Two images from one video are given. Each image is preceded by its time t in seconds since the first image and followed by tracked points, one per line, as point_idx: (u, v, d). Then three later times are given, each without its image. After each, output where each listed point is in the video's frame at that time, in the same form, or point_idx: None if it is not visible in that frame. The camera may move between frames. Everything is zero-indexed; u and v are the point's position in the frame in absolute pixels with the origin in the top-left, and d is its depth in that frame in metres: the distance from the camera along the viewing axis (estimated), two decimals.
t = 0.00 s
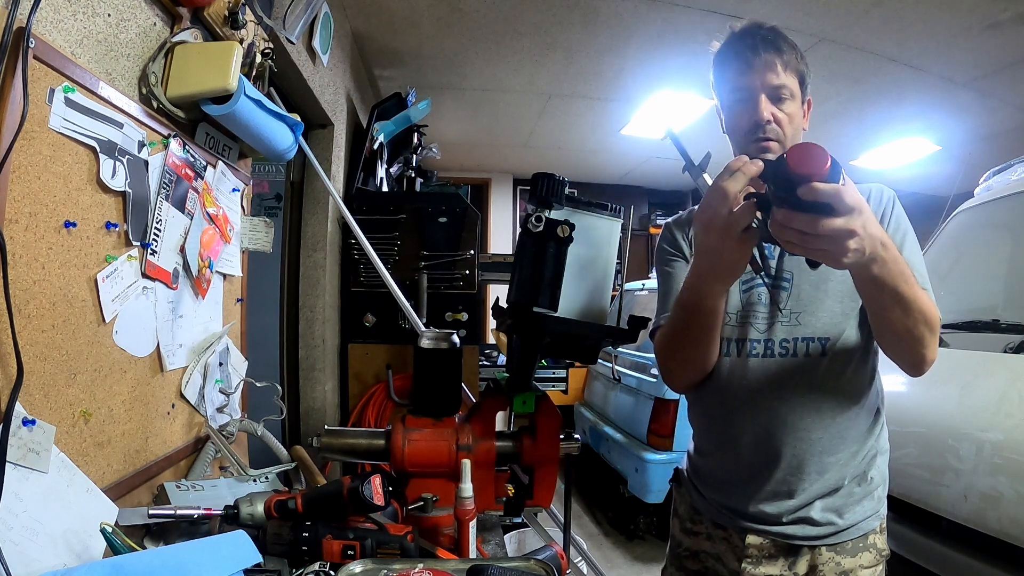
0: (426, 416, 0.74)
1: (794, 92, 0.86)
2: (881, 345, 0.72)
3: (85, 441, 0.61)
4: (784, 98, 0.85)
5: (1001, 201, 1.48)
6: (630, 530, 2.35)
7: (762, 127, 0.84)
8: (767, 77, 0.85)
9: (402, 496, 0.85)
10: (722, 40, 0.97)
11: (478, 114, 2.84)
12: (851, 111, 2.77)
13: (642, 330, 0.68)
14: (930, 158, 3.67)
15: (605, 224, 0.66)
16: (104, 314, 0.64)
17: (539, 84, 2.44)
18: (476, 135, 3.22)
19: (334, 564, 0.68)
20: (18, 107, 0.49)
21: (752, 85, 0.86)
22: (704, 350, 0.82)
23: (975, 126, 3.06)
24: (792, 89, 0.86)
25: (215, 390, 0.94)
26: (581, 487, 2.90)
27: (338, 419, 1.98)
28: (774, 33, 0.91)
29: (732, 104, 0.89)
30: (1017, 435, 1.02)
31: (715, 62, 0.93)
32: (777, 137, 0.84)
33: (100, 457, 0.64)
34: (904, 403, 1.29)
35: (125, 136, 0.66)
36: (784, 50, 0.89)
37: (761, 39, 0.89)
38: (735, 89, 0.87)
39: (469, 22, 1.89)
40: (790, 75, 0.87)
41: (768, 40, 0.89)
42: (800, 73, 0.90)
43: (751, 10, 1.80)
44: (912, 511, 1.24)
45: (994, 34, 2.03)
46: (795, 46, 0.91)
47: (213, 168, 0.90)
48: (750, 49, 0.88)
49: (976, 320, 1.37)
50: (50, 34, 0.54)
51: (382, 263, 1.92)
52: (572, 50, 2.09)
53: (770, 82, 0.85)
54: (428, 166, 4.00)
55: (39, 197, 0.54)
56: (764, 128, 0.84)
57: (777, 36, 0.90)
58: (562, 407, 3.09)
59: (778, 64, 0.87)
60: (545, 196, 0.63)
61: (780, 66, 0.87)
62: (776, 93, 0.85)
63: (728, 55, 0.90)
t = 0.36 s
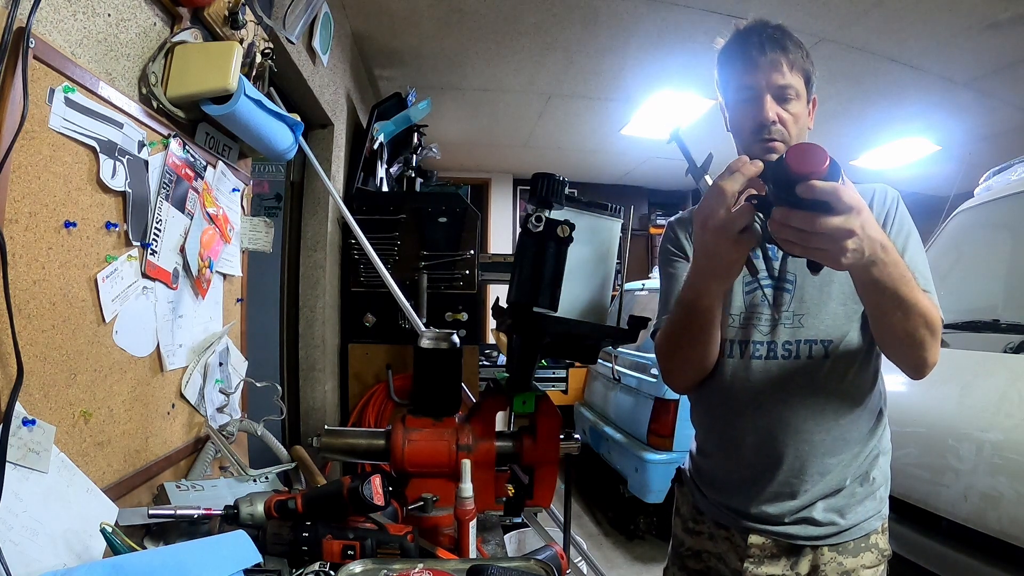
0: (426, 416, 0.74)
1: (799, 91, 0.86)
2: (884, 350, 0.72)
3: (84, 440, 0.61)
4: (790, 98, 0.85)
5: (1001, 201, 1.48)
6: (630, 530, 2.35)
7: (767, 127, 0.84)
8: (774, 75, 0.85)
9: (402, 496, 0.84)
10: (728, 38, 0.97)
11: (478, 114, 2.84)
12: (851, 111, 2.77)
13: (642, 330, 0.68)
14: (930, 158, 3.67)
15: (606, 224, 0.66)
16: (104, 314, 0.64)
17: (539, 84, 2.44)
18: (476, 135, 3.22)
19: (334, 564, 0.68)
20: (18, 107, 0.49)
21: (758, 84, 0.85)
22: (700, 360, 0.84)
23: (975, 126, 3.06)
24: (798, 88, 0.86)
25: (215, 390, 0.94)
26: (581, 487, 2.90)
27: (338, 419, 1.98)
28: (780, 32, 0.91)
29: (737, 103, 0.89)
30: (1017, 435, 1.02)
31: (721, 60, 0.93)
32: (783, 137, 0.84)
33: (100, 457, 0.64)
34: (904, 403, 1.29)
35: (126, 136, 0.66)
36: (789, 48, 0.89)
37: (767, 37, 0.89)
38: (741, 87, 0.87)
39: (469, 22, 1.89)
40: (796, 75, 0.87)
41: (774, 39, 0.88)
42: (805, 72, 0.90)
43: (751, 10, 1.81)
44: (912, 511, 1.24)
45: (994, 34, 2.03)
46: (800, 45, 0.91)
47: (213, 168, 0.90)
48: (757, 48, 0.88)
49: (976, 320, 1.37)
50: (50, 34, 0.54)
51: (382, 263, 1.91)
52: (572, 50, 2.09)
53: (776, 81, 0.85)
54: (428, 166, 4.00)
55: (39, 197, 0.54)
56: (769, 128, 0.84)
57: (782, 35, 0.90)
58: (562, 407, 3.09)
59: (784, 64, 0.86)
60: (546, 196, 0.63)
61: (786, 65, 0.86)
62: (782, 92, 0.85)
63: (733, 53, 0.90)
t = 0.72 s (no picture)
0: (426, 416, 0.74)
1: (797, 93, 0.87)
2: (890, 341, 0.73)
3: (84, 440, 0.61)
4: (787, 100, 0.85)
5: (1002, 201, 1.48)
6: (630, 530, 2.35)
7: (767, 131, 0.84)
8: (770, 79, 0.85)
9: (402, 496, 0.84)
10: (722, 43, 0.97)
11: (479, 114, 2.84)
12: (851, 111, 2.77)
13: (642, 330, 0.68)
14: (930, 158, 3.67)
15: (605, 224, 0.66)
16: (104, 314, 0.64)
17: (539, 84, 2.44)
18: (476, 135, 3.22)
19: (334, 564, 0.68)
20: (18, 107, 0.49)
21: (757, 87, 0.85)
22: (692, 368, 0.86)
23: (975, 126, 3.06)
24: (796, 90, 0.86)
25: (215, 390, 0.94)
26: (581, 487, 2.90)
27: (338, 419, 1.98)
28: (776, 34, 0.91)
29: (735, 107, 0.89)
30: (1017, 435, 1.02)
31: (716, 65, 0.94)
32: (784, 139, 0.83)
33: (99, 457, 0.64)
34: (904, 403, 1.29)
35: (125, 136, 0.66)
36: (785, 50, 0.89)
37: (762, 39, 0.89)
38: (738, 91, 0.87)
39: (469, 21, 1.89)
40: (793, 76, 0.87)
41: (770, 41, 0.89)
42: (802, 73, 0.90)
43: (751, 10, 1.81)
44: (912, 511, 1.24)
45: (994, 34, 2.03)
46: (796, 47, 0.91)
47: (213, 168, 0.90)
48: (752, 51, 0.88)
49: (976, 319, 1.37)
50: (50, 34, 0.54)
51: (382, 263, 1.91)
52: (572, 50, 2.09)
53: (773, 84, 0.85)
54: (428, 166, 4.00)
55: (39, 197, 0.54)
56: (769, 131, 0.84)
57: (777, 37, 0.90)
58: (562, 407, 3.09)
59: (781, 66, 0.87)
60: (546, 196, 0.62)
61: (782, 67, 0.87)
62: (780, 95, 0.85)
63: (730, 56, 0.90)
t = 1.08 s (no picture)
0: (426, 416, 0.74)
1: (790, 94, 0.87)
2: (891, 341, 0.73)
3: (84, 440, 0.61)
4: (780, 104, 0.86)
5: (1002, 201, 1.48)
6: (630, 530, 2.35)
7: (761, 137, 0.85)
8: (761, 85, 0.86)
9: (403, 495, 0.84)
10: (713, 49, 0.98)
11: (479, 114, 2.84)
12: (851, 111, 2.78)
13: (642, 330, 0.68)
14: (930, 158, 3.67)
15: (606, 224, 0.66)
16: (104, 314, 0.64)
17: (539, 84, 2.44)
18: (476, 135, 3.22)
19: (334, 564, 0.68)
20: (18, 107, 0.49)
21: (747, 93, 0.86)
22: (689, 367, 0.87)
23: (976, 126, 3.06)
24: (788, 92, 0.87)
25: (215, 390, 0.94)
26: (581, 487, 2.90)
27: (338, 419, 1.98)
28: (766, 36, 0.92)
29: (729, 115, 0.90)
30: (1017, 435, 1.02)
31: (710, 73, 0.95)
32: (777, 144, 0.85)
33: (100, 457, 0.64)
34: (904, 403, 1.29)
35: (125, 136, 0.66)
36: (775, 53, 0.90)
37: (751, 44, 0.90)
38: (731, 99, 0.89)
39: (469, 22, 1.89)
40: (784, 79, 0.88)
41: (762, 44, 0.90)
42: (795, 74, 0.91)
43: (751, 10, 1.81)
44: (912, 511, 1.25)
45: (994, 34, 2.03)
46: (787, 48, 0.92)
47: (214, 168, 0.90)
48: (742, 58, 0.89)
49: (976, 320, 1.37)
50: (50, 34, 0.54)
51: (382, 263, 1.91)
52: (573, 50, 2.09)
53: (764, 90, 0.86)
54: (428, 166, 4.00)
55: (39, 197, 0.54)
56: (763, 136, 0.85)
57: (770, 39, 0.91)
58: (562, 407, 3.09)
59: (773, 70, 0.88)
60: (546, 196, 0.62)
61: (772, 71, 0.87)
62: (771, 100, 0.86)
63: (723, 61, 0.92)
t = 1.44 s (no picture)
0: (426, 416, 0.74)
1: (789, 96, 0.87)
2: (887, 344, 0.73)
3: (84, 440, 0.61)
4: (778, 105, 0.87)
5: (1001, 201, 1.48)
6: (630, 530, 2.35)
7: (760, 138, 0.85)
8: (758, 87, 0.87)
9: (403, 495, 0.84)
10: (712, 49, 0.99)
11: (479, 114, 2.84)
12: (851, 111, 2.78)
13: (642, 330, 0.67)
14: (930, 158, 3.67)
15: (606, 224, 0.65)
16: (104, 314, 0.64)
17: (539, 84, 2.44)
18: (476, 135, 3.22)
19: (334, 564, 0.68)
20: (18, 106, 0.49)
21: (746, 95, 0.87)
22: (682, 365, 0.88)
23: (975, 126, 3.06)
24: (787, 93, 0.87)
25: (215, 390, 0.94)
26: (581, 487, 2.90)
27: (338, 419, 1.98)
28: (765, 36, 0.92)
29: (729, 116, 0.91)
30: (1017, 435, 1.02)
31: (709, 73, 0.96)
32: (777, 144, 0.85)
33: (100, 457, 0.64)
34: (903, 403, 1.29)
35: (125, 136, 0.66)
36: (774, 54, 0.90)
37: (750, 46, 0.90)
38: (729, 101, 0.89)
39: (469, 22, 1.89)
40: (782, 81, 0.88)
41: (760, 45, 0.90)
42: (793, 74, 0.91)
43: (751, 10, 1.81)
44: (912, 511, 1.25)
45: (994, 34, 2.03)
46: (786, 48, 0.92)
47: (213, 168, 0.90)
48: (741, 59, 0.89)
49: (976, 319, 1.37)
50: (50, 34, 0.54)
51: (382, 263, 1.91)
52: (572, 50, 2.09)
53: (762, 92, 0.87)
54: (428, 166, 4.00)
55: (39, 196, 0.54)
56: (763, 137, 0.85)
57: (768, 39, 0.91)
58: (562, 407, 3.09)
59: (771, 71, 0.88)
60: (546, 196, 0.62)
61: (771, 73, 0.88)
62: (770, 101, 0.86)
63: (721, 64, 0.92)
